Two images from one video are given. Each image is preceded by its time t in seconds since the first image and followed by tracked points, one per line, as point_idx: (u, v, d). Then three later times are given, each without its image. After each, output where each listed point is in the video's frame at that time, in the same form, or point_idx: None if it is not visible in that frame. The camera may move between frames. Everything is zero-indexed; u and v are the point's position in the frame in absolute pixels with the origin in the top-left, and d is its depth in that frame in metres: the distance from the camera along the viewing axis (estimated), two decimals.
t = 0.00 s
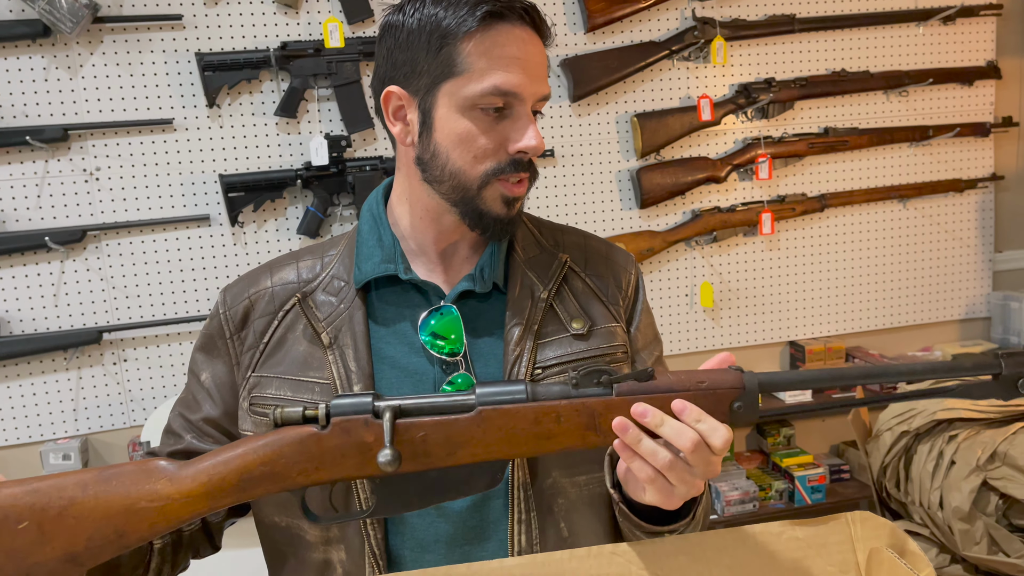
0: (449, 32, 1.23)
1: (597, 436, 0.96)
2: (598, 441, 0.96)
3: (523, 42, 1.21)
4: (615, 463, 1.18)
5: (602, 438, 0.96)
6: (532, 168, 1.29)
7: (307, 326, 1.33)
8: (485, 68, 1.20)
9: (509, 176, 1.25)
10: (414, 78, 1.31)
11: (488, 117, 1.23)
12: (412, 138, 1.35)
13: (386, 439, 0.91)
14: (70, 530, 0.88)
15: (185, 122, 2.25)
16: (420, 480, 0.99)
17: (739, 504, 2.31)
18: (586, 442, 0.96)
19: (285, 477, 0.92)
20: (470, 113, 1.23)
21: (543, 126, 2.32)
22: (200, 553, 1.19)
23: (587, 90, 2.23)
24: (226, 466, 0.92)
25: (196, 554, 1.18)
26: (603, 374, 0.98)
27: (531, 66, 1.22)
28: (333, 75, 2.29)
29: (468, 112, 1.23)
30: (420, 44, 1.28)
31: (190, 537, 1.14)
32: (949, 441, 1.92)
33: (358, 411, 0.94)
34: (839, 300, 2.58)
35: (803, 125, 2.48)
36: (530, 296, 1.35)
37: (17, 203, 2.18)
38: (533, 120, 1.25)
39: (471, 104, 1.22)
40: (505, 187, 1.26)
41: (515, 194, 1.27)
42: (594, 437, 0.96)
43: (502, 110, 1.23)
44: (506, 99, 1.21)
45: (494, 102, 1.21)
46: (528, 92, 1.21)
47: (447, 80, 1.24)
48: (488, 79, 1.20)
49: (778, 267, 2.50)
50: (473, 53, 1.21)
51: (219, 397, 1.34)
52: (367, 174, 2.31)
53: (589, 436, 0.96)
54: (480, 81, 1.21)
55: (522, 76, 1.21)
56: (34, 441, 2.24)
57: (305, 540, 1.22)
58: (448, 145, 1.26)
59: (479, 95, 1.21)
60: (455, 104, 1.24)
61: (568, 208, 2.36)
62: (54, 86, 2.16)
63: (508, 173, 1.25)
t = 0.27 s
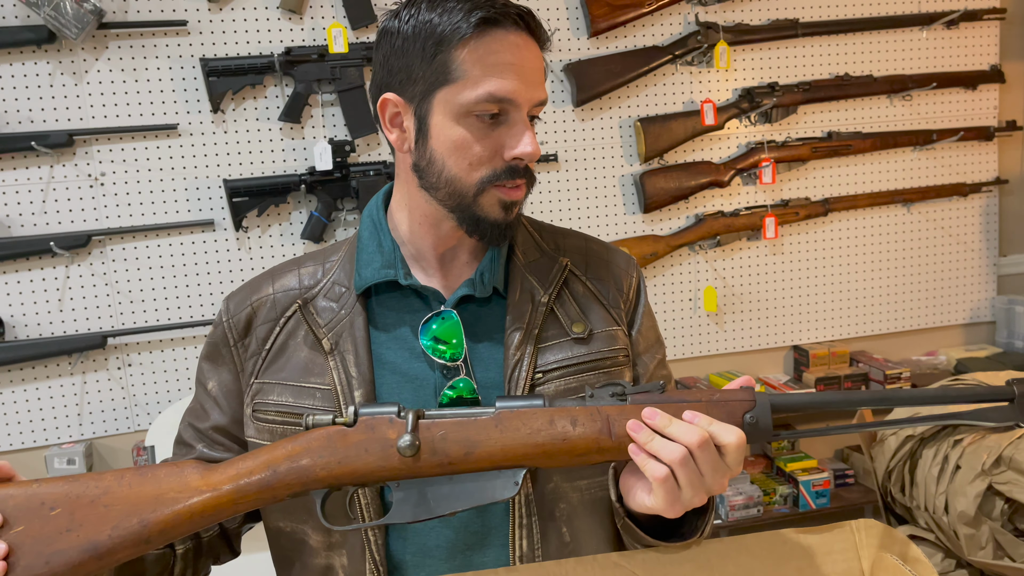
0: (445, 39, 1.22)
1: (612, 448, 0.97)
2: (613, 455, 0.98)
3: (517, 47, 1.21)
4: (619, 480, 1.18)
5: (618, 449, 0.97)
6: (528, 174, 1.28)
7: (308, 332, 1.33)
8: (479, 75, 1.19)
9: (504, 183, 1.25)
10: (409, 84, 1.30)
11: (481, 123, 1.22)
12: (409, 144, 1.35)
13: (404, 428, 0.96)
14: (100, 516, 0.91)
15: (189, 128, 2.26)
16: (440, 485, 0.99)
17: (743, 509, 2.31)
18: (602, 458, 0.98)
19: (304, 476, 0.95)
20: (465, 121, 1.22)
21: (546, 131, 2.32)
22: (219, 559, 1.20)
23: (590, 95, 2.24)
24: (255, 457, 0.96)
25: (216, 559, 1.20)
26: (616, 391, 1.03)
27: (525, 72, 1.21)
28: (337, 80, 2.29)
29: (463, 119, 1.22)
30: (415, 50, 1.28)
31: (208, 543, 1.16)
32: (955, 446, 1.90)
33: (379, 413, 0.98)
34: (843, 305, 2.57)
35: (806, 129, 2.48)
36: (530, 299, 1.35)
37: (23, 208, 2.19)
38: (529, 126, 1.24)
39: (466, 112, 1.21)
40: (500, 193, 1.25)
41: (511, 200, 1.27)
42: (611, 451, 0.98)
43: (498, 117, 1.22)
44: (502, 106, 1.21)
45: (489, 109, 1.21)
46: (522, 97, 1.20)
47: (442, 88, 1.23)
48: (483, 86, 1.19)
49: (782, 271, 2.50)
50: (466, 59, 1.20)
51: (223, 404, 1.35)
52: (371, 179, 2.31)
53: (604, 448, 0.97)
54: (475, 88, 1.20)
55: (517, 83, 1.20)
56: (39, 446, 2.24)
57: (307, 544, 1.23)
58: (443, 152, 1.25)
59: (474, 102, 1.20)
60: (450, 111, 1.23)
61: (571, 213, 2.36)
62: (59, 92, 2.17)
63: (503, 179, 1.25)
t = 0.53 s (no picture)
0: (447, 44, 1.22)
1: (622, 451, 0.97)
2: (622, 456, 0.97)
3: (519, 52, 1.20)
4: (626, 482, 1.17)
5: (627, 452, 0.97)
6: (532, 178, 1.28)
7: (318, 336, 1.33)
8: (480, 80, 1.19)
9: (506, 189, 1.25)
10: (415, 90, 1.30)
11: (481, 128, 1.21)
12: (413, 150, 1.36)
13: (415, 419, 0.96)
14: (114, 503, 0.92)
15: (200, 132, 2.27)
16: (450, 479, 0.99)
17: (751, 514, 2.30)
18: (609, 458, 0.97)
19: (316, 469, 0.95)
20: (467, 127, 1.22)
21: (554, 135, 2.32)
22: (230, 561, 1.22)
23: (599, 99, 2.24)
24: (268, 451, 0.96)
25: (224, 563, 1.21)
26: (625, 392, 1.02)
27: (526, 78, 1.20)
28: (346, 84, 2.29)
29: (465, 126, 1.22)
30: (418, 55, 1.28)
31: (221, 543, 1.17)
32: (966, 451, 1.90)
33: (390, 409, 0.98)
34: (852, 308, 2.56)
35: (815, 132, 2.48)
36: (539, 304, 1.35)
37: (34, 212, 2.20)
38: (530, 132, 1.23)
39: (468, 118, 1.21)
40: (501, 199, 1.25)
41: (513, 205, 1.27)
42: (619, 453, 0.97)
43: (499, 123, 1.22)
44: (504, 113, 1.20)
45: (490, 114, 1.20)
46: (523, 103, 1.20)
47: (443, 94, 1.23)
48: (484, 93, 1.18)
49: (791, 275, 2.49)
50: (466, 65, 1.20)
51: (234, 408, 1.35)
52: (379, 182, 2.32)
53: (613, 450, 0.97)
54: (476, 94, 1.19)
55: (518, 89, 1.19)
56: (49, 448, 2.25)
57: (318, 547, 1.23)
58: (446, 158, 1.25)
59: (475, 108, 1.20)
60: (452, 117, 1.23)
61: (580, 216, 2.37)
62: (71, 97, 2.19)
63: (504, 185, 1.24)
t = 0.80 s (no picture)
0: (460, 46, 1.22)
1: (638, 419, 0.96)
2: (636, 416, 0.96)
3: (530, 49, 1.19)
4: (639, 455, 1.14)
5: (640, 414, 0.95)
6: (545, 177, 1.27)
7: (343, 331, 1.34)
8: (491, 79, 1.18)
9: (519, 188, 1.24)
10: (429, 92, 1.31)
11: (490, 127, 1.21)
12: (429, 150, 1.37)
13: (429, 385, 0.96)
14: (147, 459, 0.95)
15: (213, 135, 2.29)
16: (461, 448, 0.99)
17: (763, 516, 2.30)
18: (621, 424, 0.96)
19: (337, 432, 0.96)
20: (478, 127, 1.22)
21: (565, 137, 2.32)
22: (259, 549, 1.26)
23: (610, 100, 2.24)
24: (289, 414, 0.98)
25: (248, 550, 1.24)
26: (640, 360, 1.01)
27: (536, 74, 1.18)
28: (358, 87, 2.31)
29: (476, 125, 1.22)
30: (433, 58, 1.28)
31: (253, 526, 1.22)
32: (980, 453, 1.89)
33: (408, 373, 0.99)
34: (864, 310, 2.56)
35: (827, 134, 2.47)
36: (560, 303, 1.34)
37: (49, 215, 2.22)
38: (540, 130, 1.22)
39: (478, 118, 1.21)
40: (514, 199, 1.24)
41: (526, 205, 1.26)
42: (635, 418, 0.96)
43: (510, 122, 1.21)
44: (515, 111, 1.20)
45: (500, 113, 1.20)
46: (534, 100, 1.19)
47: (455, 94, 1.23)
48: (493, 92, 1.18)
49: (803, 277, 2.49)
50: (477, 65, 1.20)
51: (265, 401, 1.37)
52: (391, 184, 2.32)
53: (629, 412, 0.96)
54: (485, 93, 1.19)
55: (529, 86, 1.18)
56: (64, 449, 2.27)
57: (340, 537, 1.23)
58: (459, 158, 1.25)
59: (485, 107, 1.19)
60: (463, 116, 1.23)
61: (591, 219, 2.37)
62: (86, 101, 2.21)
63: (518, 183, 1.23)
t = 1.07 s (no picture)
0: (485, 46, 1.24)
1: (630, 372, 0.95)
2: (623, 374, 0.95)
3: (547, 41, 1.17)
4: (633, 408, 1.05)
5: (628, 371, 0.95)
6: (564, 170, 1.21)
7: (393, 325, 1.35)
8: (502, 73, 1.19)
9: (532, 179, 1.20)
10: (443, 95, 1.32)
11: (505, 122, 1.22)
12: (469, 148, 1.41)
13: (440, 420, 0.97)
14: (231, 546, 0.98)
15: (226, 138, 2.30)
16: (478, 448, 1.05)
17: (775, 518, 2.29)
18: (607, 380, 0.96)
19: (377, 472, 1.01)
20: (495, 120, 1.22)
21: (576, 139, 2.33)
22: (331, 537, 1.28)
23: (620, 103, 2.24)
24: (327, 469, 1.02)
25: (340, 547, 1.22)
26: (613, 318, 0.98)
27: (550, 64, 1.16)
28: (369, 91, 2.31)
29: (493, 118, 1.23)
30: (466, 64, 1.31)
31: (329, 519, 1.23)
32: (993, 455, 1.88)
33: (415, 405, 1.00)
34: (876, 312, 2.56)
35: (838, 136, 2.47)
36: (596, 302, 1.29)
37: (65, 218, 2.24)
38: (554, 121, 1.18)
39: (494, 110, 1.22)
40: (526, 190, 1.21)
41: (543, 196, 1.21)
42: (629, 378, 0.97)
43: (525, 114, 1.20)
44: (528, 103, 1.18)
45: (514, 107, 1.19)
46: (546, 91, 1.16)
47: (476, 92, 1.26)
48: (505, 84, 1.19)
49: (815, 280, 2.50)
50: (495, 60, 1.21)
51: (330, 393, 1.40)
52: (402, 187, 2.33)
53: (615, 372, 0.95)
54: (500, 86, 1.20)
55: (541, 77, 1.16)
56: (81, 449, 2.30)
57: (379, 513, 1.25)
58: (481, 151, 1.27)
59: (500, 100, 1.20)
60: (483, 112, 1.24)
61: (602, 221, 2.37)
62: (102, 105, 2.23)
63: (532, 175, 1.20)
